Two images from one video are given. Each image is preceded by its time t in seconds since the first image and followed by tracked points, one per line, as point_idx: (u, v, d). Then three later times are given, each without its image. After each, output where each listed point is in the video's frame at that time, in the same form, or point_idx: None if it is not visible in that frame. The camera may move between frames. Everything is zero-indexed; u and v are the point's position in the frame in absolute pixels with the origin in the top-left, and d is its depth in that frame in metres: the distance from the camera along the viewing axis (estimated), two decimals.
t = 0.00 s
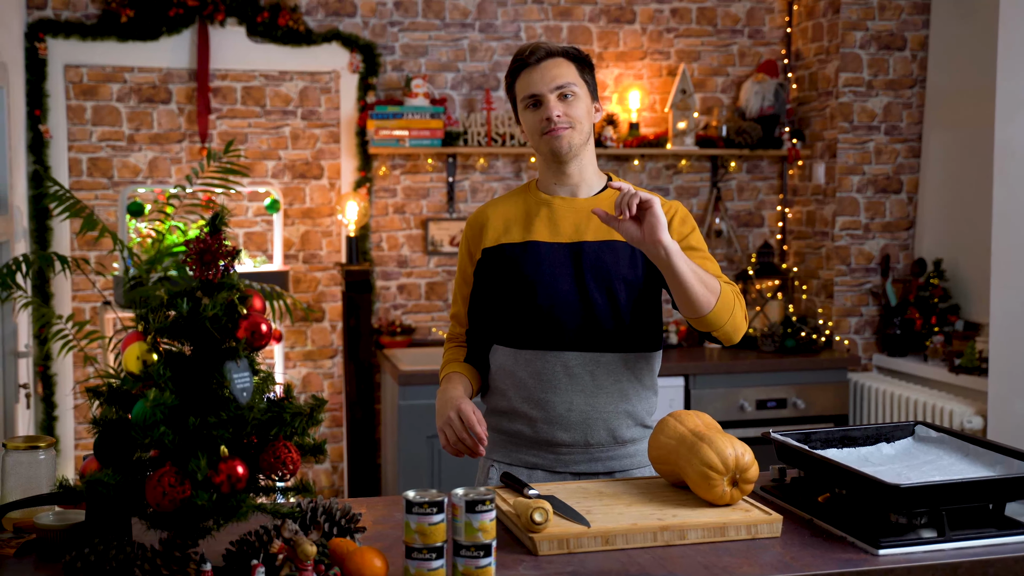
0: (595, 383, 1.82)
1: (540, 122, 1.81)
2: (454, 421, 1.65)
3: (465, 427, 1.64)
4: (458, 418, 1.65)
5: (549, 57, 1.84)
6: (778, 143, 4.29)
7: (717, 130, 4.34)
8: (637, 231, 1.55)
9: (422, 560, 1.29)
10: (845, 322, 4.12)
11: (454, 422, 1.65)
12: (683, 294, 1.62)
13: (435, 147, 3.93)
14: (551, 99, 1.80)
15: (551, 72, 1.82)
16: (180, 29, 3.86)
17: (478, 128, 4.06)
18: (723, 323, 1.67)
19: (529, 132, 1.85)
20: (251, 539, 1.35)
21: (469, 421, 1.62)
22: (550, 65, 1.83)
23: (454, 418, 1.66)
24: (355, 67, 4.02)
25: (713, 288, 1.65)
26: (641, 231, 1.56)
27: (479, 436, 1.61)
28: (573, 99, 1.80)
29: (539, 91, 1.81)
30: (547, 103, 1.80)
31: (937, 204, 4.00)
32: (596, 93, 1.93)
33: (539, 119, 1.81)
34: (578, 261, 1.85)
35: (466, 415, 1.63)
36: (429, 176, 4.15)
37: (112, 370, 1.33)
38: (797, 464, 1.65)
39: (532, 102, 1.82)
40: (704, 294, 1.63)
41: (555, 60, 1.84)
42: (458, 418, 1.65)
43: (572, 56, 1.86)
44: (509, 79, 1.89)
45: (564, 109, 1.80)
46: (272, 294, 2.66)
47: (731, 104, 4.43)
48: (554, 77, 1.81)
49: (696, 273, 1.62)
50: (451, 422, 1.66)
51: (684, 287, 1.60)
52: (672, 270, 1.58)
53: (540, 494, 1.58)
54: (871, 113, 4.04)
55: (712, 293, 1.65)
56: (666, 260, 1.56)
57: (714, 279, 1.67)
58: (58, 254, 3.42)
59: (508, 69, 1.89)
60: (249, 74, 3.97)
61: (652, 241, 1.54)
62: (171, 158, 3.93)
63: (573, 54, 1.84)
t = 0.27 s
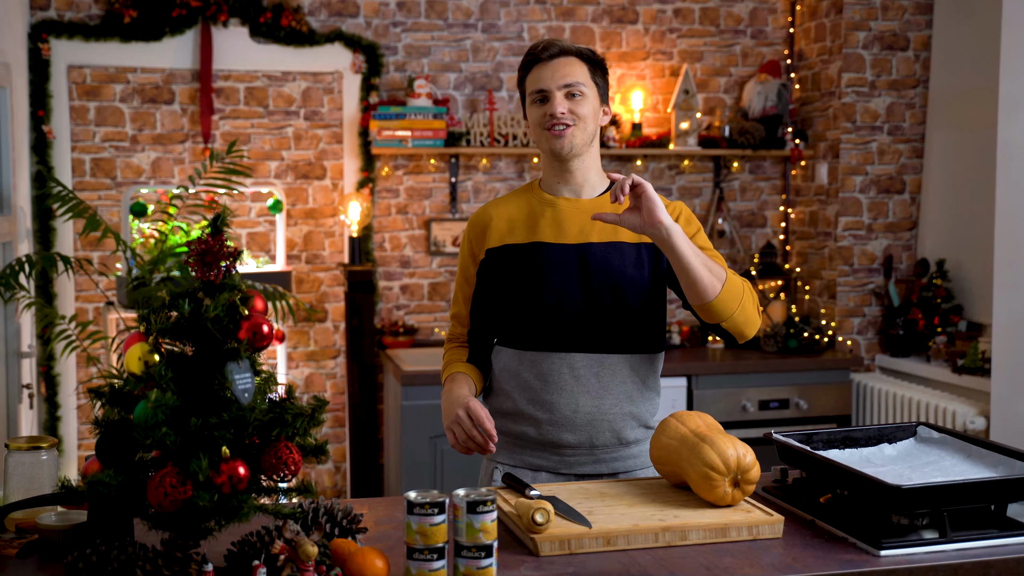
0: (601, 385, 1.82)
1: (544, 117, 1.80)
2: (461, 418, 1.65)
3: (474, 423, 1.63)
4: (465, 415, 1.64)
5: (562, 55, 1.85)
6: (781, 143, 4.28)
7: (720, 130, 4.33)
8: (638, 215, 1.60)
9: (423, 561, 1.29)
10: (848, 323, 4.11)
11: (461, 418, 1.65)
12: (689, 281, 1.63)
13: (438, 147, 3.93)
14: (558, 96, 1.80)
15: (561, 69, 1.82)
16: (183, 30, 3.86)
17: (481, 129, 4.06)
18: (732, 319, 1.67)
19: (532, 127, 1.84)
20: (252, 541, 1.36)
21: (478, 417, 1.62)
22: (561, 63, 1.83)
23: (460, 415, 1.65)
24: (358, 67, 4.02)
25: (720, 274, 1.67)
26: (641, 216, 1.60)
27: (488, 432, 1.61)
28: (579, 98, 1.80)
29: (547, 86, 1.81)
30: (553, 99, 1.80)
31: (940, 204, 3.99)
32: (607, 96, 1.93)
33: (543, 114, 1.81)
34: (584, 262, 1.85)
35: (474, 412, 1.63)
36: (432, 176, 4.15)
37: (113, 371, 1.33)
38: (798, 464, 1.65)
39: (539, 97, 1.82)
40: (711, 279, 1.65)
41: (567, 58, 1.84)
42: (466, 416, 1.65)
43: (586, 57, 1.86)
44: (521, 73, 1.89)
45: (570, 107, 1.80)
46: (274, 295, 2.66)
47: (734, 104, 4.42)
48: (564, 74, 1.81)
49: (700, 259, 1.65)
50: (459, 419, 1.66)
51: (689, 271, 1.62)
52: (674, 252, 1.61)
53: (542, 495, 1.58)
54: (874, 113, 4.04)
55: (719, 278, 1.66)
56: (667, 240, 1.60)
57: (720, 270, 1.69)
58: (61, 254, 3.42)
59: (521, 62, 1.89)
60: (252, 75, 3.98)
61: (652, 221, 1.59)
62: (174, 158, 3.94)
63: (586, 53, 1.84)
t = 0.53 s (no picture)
0: (605, 386, 1.82)
1: (549, 115, 1.81)
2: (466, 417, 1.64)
3: (479, 422, 1.63)
4: (469, 414, 1.64)
5: (570, 54, 1.86)
6: (782, 143, 4.28)
7: (722, 131, 4.33)
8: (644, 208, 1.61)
9: (424, 561, 1.29)
10: (850, 323, 4.11)
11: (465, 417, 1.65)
12: (694, 277, 1.63)
13: (440, 147, 3.94)
14: (564, 94, 1.80)
15: (568, 68, 1.83)
16: (185, 30, 3.86)
17: (482, 129, 4.06)
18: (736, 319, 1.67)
19: (537, 125, 1.85)
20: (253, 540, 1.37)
21: (483, 417, 1.62)
22: (569, 62, 1.84)
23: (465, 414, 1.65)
24: (360, 68, 4.02)
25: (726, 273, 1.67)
26: (646, 212, 1.61)
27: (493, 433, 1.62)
28: (585, 97, 1.81)
29: (554, 85, 1.82)
30: (560, 97, 1.80)
31: (942, 205, 3.99)
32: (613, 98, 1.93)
33: (549, 112, 1.81)
34: (588, 263, 1.85)
35: (478, 413, 1.63)
36: (434, 176, 4.15)
37: (115, 372, 1.33)
38: (800, 465, 1.65)
39: (545, 95, 1.83)
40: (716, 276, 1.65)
41: (574, 58, 1.85)
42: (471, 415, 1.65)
43: (594, 57, 1.87)
44: (528, 72, 1.91)
45: (576, 105, 1.80)
46: (276, 295, 2.67)
47: (735, 104, 4.42)
48: (571, 73, 1.82)
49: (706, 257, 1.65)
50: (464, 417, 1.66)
51: (694, 267, 1.62)
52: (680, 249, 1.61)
53: (544, 495, 1.58)
54: (876, 113, 4.04)
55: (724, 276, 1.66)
56: (672, 235, 1.60)
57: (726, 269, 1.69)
58: (63, 255, 3.43)
59: (529, 61, 1.91)
60: (254, 75, 3.98)
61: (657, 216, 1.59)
62: (177, 158, 3.94)
63: (594, 53, 1.85)
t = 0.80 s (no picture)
0: (607, 386, 1.82)
1: (552, 115, 1.81)
2: (469, 419, 1.65)
3: (482, 424, 1.64)
4: (473, 416, 1.65)
5: (571, 54, 1.86)
6: (784, 143, 4.28)
7: (724, 131, 4.33)
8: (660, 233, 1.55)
9: (426, 560, 1.29)
10: (851, 323, 4.11)
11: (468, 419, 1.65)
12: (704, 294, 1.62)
13: (441, 147, 3.94)
14: (566, 94, 1.80)
15: (569, 68, 1.83)
16: (187, 30, 3.87)
17: (483, 129, 4.06)
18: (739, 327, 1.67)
19: (540, 126, 1.85)
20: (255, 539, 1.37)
21: (486, 421, 1.62)
22: (570, 61, 1.84)
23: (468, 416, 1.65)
24: (361, 67, 4.02)
25: (735, 289, 1.66)
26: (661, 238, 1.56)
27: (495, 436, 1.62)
28: (588, 96, 1.81)
29: (555, 85, 1.82)
30: (562, 97, 1.80)
31: (942, 205, 3.99)
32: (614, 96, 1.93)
33: (551, 112, 1.81)
34: (590, 263, 1.85)
35: (482, 416, 1.63)
36: (435, 176, 4.15)
37: (117, 371, 1.33)
38: (801, 464, 1.66)
39: (547, 96, 1.83)
40: (725, 295, 1.64)
41: (575, 58, 1.85)
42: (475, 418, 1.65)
43: (594, 57, 1.86)
44: (529, 72, 1.91)
45: (579, 105, 1.80)
46: (277, 296, 2.67)
47: (737, 104, 4.42)
48: (573, 73, 1.82)
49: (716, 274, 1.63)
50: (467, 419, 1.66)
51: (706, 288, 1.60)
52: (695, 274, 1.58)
53: (545, 495, 1.58)
54: (878, 113, 4.03)
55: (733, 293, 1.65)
56: (688, 262, 1.56)
57: (734, 281, 1.68)
58: (65, 254, 3.43)
59: (530, 60, 1.91)
60: (255, 75, 3.98)
61: (675, 245, 1.54)
62: (178, 159, 3.95)
63: (595, 53, 1.85)
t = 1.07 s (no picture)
0: (607, 388, 1.82)
1: (549, 117, 1.81)
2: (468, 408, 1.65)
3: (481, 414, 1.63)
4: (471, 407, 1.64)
5: (564, 54, 1.86)
6: (785, 143, 4.28)
7: (725, 131, 4.33)
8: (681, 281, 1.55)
9: (427, 560, 1.29)
10: (852, 323, 4.10)
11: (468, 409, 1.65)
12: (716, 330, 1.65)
13: (442, 147, 3.94)
14: (562, 95, 1.81)
15: (563, 68, 1.83)
16: (188, 30, 3.87)
17: (485, 129, 4.06)
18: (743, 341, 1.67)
19: (537, 128, 1.85)
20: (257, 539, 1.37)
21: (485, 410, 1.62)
22: (564, 61, 1.84)
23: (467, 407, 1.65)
24: (362, 67, 4.02)
25: (741, 316, 1.66)
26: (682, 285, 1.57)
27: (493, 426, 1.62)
28: (582, 96, 1.81)
29: (550, 86, 1.82)
30: (558, 98, 1.80)
31: (943, 205, 3.98)
32: (608, 94, 1.94)
33: (548, 114, 1.81)
34: (590, 264, 1.85)
35: (481, 405, 1.63)
36: (436, 176, 4.15)
37: (118, 371, 1.33)
38: (802, 465, 1.66)
39: (543, 97, 1.83)
40: (733, 324, 1.65)
41: (568, 57, 1.85)
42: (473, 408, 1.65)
43: (587, 55, 1.87)
44: (522, 74, 1.91)
45: (574, 106, 1.80)
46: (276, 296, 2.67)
47: (738, 104, 4.42)
48: (567, 73, 1.82)
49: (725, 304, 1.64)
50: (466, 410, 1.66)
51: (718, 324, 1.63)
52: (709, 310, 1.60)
53: (546, 495, 1.58)
54: (879, 113, 4.03)
55: (740, 321, 1.66)
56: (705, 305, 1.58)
57: (741, 306, 1.69)
58: (66, 255, 3.43)
59: (523, 63, 1.91)
60: (256, 75, 3.98)
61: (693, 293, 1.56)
62: (179, 158, 3.95)
63: (587, 52, 1.85)
